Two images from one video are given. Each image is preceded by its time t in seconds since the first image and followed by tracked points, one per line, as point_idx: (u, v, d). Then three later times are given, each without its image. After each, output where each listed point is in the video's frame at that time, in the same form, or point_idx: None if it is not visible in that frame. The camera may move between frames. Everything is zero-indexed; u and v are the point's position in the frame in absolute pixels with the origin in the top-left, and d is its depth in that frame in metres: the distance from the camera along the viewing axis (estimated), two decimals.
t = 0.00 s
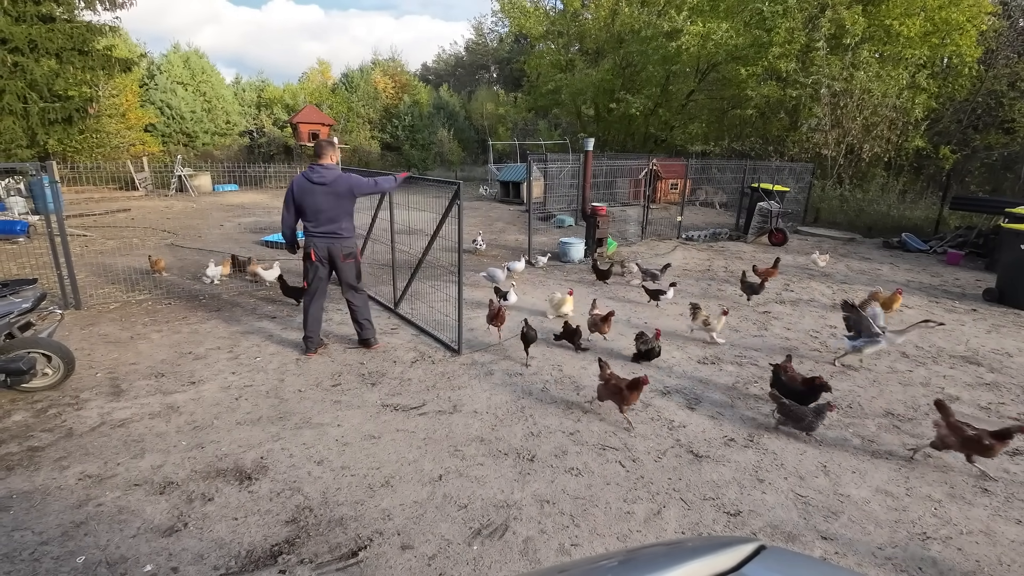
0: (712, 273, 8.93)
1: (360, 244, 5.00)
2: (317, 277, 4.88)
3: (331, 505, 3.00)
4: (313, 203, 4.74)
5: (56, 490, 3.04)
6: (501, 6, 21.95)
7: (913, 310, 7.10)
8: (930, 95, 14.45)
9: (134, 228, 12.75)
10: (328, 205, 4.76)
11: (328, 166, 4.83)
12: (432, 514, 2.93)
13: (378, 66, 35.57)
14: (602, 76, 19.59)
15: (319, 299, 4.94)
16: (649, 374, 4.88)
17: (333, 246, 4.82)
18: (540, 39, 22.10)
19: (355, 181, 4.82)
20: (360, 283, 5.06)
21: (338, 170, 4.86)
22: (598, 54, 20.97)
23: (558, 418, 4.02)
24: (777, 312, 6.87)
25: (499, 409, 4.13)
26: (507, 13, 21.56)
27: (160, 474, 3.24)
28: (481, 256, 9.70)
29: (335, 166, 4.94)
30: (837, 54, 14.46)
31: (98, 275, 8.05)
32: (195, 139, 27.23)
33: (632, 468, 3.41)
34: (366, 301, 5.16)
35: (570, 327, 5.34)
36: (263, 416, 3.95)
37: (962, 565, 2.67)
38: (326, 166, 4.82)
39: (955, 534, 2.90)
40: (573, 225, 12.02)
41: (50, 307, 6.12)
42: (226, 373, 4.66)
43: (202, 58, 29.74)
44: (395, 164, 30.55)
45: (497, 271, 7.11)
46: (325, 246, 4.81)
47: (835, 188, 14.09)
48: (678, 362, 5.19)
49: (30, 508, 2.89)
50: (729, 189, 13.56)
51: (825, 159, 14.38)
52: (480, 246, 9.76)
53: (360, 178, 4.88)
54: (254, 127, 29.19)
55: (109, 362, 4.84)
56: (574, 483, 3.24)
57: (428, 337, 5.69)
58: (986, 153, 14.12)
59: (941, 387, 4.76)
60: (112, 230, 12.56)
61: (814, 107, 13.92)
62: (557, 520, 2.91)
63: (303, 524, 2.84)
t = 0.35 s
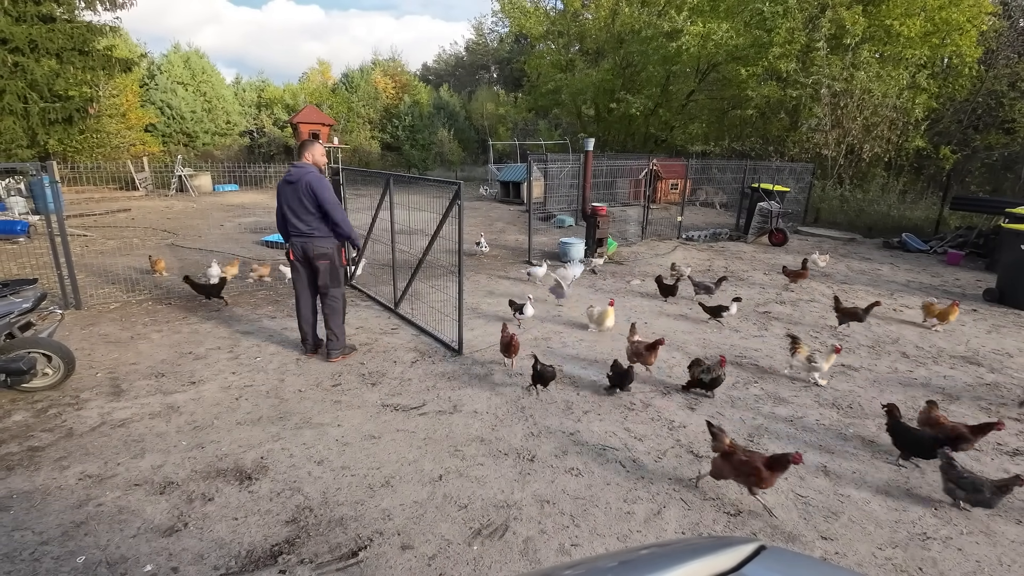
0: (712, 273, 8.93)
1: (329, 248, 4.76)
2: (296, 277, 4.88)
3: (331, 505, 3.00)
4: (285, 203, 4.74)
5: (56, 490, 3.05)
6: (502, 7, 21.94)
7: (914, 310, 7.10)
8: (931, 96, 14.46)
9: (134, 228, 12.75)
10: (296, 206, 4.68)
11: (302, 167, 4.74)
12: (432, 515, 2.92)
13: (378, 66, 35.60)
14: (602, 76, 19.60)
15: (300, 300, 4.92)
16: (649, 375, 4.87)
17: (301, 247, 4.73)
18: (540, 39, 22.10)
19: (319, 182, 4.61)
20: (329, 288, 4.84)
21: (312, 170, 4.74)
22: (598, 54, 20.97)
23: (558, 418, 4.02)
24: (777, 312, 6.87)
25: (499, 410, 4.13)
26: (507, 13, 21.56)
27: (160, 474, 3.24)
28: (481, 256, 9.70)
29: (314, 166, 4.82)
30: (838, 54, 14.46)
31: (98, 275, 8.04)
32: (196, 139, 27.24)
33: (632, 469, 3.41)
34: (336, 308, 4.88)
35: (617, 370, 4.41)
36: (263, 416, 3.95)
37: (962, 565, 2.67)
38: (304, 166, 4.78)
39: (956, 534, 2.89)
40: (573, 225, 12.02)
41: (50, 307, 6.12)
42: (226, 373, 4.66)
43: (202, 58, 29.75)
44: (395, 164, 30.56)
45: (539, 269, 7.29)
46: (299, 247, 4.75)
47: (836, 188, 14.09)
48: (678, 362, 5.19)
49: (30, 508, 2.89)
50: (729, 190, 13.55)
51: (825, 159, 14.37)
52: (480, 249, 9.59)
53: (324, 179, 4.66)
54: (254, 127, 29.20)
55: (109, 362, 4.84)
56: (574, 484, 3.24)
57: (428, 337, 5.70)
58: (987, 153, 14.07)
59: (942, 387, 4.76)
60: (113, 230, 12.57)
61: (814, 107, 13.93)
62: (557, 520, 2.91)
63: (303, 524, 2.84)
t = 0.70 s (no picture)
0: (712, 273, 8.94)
1: (292, 253, 4.40)
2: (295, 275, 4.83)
3: (331, 505, 3.00)
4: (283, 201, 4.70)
5: (57, 490, 3.05)
6: (502, 7, 21.92)
7: (914, 310, 7.10)
8: (931, 96, 14.46)
9: (135, 229, 12.75)
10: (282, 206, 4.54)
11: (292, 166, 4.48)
12: (432, 515, 2.92)
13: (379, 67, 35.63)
14: (602, 76, 19.63)
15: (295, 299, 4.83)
16: (649, 375, 4.87)
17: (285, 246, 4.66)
18: (540, 39, 22.08)
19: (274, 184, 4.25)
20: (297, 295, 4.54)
21: (293, 170, 4.38)
22: (598, 54, 20.96)
23: (558, 419, 4.02)
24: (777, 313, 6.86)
25: (499, 410, 4.12)
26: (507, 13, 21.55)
27: (160, 474, 3.24)
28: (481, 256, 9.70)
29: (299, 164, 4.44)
30: (837, 54, 14.47)
31: (99, 275, 8.04)
32: (196, 139, 27.25)
33: (632, 469, 3.41)
34: (297, 317, 4.53)
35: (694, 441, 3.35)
36: (263, 417, 3.95)
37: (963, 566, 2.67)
38: (296, 166, 4.49)
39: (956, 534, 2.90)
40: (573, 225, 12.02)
41: (50, 307, 6.12)
42: (226, 373, 4.66)
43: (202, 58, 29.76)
44: (395, 164, 30.57)
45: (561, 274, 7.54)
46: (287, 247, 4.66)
47: (836, 188, 14.08)
48: (678, 362, 5.19)
49: (29, 508, 2.89)
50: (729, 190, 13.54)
51: (825, 159, 14.37)
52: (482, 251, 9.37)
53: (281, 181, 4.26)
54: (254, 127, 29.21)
55: (109, 362, 4.84)
56: (575, 484, 3.24)
57: (428, 337, 5.70)
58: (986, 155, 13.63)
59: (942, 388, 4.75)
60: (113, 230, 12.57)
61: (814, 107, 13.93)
62: (557, 520, 2.91)
63: (303, 524, 2.84)
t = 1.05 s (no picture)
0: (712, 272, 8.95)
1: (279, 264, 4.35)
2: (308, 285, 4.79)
3: (331, 505, 3.00)
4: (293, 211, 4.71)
5: (57, 490, 3.05)
6: (502, 7, 21.90)
7: (914, 310, 7.09)
8: (931, 96, 14.47)
9: (135, 229, 12.76)
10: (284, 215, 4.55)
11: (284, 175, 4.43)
12: (432, 515, 2.92)
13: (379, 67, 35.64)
14: (602, 76, 19.66)
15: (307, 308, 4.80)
16: (650, 375, 4.86)
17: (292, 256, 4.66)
18: (540, 39, 22.06)
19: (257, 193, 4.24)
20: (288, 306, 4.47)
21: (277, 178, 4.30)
22: (598, 54, 20.95)
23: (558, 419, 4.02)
24: (777, 313, 6.86)
25: (500, 409, 4.13)
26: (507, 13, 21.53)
27: (160, 474, 3.24)
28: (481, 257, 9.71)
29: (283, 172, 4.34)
30: (838, 54, 14.48)
31: (99, 275, 8.05)
32: (196, 139, 27.25)
33: (632, 468, 3.41)
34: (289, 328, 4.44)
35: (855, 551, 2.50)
36: (264, 416, 3.95)
37: (963, 566, 2.66)
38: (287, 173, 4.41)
39: (957, 534, 2.90)
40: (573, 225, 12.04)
41: (50, 307, 6.12)
42: (226, 373, 4.66)
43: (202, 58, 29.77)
44: (396, 164, 30.58)
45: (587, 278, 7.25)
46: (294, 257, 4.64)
47: (836, 188, 14.08)
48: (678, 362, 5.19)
49: (30, 508, 2.89)
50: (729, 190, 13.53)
51: (825, 159, 14.37)
52: (485, 254, 9.19)
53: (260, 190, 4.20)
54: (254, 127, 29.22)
55: (109, 362, 4.85)
56: (575, 483, 3.24)
57: (428, 337, 5.70)
58: (987, 155, 13.58)
59: (942, 388, 4.75)
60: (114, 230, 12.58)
61: (814, 107, 13.94)
62: (557, 520, 2.91)
63: (303, 524, 2.84)
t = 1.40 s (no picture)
0: (712, 273, 8.95)
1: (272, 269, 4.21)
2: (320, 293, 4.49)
3: (332, 505, 3.00)
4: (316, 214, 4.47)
5: (57, 490, 3.05)
6: (501, 7, 21.87)
7: (914, 311, 7.09)
8: (931, 96, 14.47)
9: (135, 229, 12.76)
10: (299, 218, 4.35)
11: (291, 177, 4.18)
12: (432, 515, 2.92)
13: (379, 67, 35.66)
14: (602, 76, 19.68)
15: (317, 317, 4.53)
16: (650, 375, 4.86)
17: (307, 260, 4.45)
18: (540, 39, 22.02)
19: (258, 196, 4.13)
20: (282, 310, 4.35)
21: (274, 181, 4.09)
22: (599, 54, 20.93)
23: (558, 419, 4.02)
24: (777, 313, 6.86)
25: (499, 410, 4.12)
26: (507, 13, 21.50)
27: (160, 474, 3.24)
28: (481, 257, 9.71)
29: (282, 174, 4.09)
30: (838, 54, 14.49)
31: (99, 275, 8.05)
32: (196, 139, 27.24)
33: (632, 469, 3.41)
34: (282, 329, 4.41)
35: None
36: (264, 416, 3.95)
37: (963, 566, 2.66)
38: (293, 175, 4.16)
39: (957, 534, 2.90)
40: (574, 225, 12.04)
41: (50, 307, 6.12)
42: (226, 373, 4.66)
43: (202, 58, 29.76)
44: (396, 164, 30.59)
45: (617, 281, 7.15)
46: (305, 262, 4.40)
47: (836, 189, 14.08)
48: (679, 363, 5.19)
49: (30, 508, 2.89)
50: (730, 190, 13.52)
51: (826, 160, 14.37)
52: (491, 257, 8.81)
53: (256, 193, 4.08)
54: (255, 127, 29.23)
55: (109, 362, 4.84)
56: (575, 484, 3.24)
57: (428, 337, 5.70)
58: (987, 156, 13.61)
59: (942, 388, 4.75)
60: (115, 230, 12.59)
61: (814, 107, 13.95)
62: (557, 520, 2.91)
63: (303, 524, 2.84)
